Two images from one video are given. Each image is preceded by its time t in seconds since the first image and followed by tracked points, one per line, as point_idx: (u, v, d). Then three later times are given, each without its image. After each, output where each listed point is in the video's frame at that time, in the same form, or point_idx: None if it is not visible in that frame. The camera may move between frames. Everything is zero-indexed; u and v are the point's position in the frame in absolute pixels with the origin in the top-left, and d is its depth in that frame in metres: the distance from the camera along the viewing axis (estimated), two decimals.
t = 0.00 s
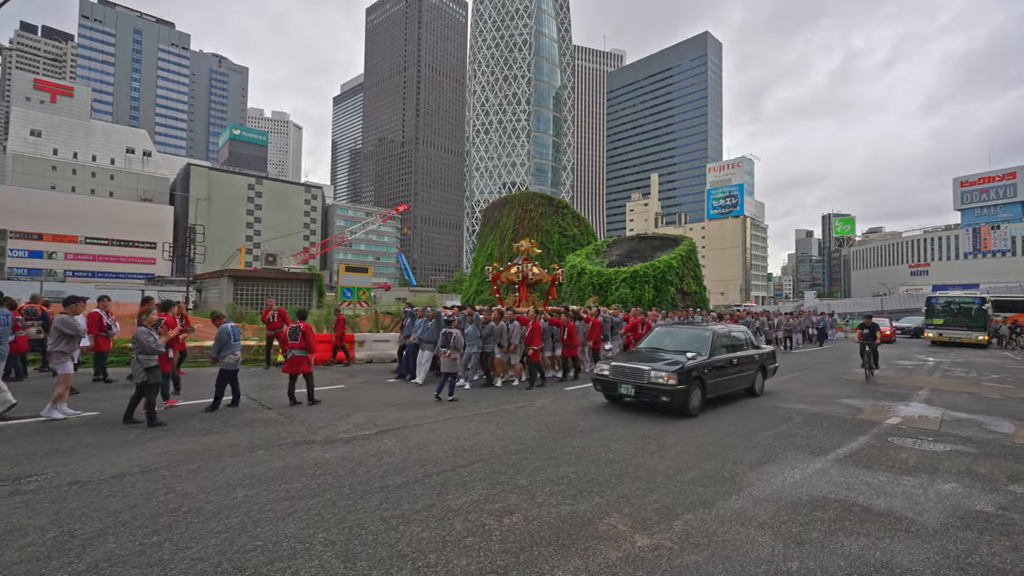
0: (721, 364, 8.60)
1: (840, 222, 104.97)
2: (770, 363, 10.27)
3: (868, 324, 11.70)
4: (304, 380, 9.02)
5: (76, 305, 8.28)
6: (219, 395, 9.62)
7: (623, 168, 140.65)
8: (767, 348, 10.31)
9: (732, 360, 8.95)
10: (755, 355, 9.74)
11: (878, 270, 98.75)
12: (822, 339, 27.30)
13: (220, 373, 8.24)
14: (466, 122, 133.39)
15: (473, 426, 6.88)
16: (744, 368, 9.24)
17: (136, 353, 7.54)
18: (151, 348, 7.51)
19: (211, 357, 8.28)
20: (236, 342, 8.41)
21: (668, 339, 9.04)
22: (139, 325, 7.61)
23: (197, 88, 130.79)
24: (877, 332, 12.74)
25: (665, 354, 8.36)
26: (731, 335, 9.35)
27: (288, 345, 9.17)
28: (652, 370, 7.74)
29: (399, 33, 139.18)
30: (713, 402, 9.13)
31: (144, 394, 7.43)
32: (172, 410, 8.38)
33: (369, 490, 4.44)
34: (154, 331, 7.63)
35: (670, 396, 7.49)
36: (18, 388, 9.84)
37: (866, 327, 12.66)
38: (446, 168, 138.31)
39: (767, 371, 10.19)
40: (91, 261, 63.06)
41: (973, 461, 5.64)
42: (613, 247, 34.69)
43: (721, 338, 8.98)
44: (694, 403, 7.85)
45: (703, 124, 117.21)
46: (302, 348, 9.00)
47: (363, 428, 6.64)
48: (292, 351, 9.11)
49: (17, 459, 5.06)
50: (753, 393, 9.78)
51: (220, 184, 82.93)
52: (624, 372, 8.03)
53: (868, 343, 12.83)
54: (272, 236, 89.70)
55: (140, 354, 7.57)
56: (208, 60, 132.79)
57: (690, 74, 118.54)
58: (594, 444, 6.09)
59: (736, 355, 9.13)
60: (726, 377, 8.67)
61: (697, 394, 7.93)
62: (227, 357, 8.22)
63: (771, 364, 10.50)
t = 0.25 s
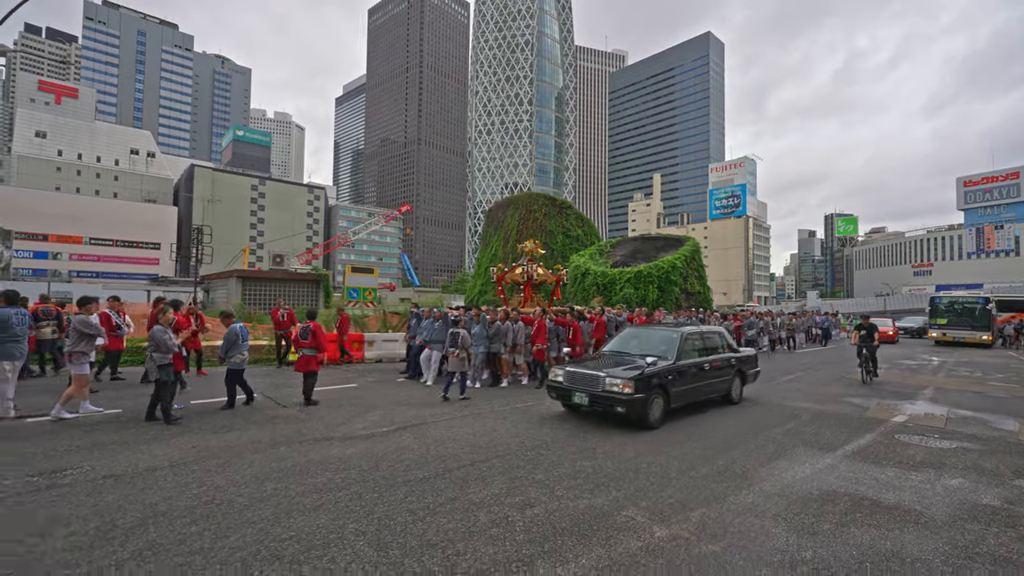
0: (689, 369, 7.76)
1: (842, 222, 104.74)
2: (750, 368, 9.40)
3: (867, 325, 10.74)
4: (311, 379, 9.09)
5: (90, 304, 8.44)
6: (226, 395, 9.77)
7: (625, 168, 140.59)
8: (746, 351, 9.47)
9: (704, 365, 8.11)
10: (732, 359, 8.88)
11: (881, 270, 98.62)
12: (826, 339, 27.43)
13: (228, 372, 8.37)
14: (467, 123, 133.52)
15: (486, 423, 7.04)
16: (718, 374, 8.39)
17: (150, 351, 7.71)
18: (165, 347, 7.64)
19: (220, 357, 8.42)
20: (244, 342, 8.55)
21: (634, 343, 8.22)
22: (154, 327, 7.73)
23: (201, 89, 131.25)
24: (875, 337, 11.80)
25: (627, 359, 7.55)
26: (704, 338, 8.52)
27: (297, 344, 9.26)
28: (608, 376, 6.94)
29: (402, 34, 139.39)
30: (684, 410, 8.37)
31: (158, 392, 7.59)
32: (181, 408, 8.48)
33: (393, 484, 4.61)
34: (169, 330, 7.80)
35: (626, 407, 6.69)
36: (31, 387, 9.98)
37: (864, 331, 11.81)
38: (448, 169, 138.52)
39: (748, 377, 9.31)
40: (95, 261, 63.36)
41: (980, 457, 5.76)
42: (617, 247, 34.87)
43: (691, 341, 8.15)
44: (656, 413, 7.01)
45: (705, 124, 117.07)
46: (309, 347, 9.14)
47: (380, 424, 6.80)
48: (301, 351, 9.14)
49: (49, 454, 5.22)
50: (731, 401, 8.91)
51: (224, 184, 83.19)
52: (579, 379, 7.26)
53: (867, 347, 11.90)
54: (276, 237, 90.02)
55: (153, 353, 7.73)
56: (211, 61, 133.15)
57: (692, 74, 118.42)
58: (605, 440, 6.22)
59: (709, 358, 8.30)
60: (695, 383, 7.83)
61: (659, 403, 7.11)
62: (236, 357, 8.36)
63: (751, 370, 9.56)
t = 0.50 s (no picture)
0: (644, 376, 6.95)
1: (841, 222, 104.99)
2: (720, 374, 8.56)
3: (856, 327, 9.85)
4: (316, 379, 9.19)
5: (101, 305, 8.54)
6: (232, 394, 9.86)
7: (624, 168, 140.78)
8: (717, 354, 8.62)
9: (663, 371, 7.29)
10: (698, 365, 8.03)
11: (878, 270, 98.99)
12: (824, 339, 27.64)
13: (232, 372, 8.44)
14: (466, 123, 133.70)
15: (497, 420, 7.21)
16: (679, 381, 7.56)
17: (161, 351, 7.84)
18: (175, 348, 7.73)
19: (223, 357, 8.50)
20: (247, 343, 8.61)
21: (587, 347, 7.48)
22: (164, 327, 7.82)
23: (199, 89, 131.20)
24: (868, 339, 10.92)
25: (573, 365, 6.78)
26: (665, 341, 7.69)
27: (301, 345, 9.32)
28: (545, 385, 6.17)
29: (401, 34, 139.47)
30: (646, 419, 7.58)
31: (170, 390, 7.71)
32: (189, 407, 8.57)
33: (411, 480, 4.75)
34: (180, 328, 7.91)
35: (563, 418, 5.90)
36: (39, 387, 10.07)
37: (851, 331, 10.82)
38: (447, 169, 138.66)
39: (717, 383, 8.46)
40: (95, 262, 63.42)
41: (977, 453, 5.94)
42: (618, 248, 35.08)
43: (650, 344, 7.34)
44: (601, 426, 6.23)
45: (703, 125, 117.32)
46: (313, 348, 9.20)
47: (391, 423, 6.94)
48: (305, 352, 9.22)
49: (73, 451, 5.36)
50: (697, 410, 8.07)
51: (223, 184, 83.16)
52: (516, 387, 6.49)
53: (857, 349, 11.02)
54: (275, 237, 90.04)
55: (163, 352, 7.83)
56: (210, 62, 133.09)
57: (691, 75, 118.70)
58: (613, 436, 6.38)
59: (670, 363, 7.47)
60: (651, 392, 7.01)
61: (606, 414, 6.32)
62: (239, 357, 8.42)
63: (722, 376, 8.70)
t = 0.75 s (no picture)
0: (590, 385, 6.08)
1: (840, 222, 105.15)
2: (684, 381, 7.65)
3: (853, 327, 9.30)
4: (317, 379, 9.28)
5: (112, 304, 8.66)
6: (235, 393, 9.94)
7: (624, 168, 140.79)
8: (682, 358, 7.74)
9: (613, 377, 6.42)
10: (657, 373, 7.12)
11: (878, 270, 99.21)
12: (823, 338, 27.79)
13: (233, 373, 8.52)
14: (466, 123, 133.76)
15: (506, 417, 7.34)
16: (633, 389, 6.69)
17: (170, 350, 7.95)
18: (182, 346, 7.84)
19: (227, 356, 8.60)
20: (248, 343, 8.65)
21: (530, 351, 6.62)
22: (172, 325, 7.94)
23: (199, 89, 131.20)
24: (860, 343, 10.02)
25: (508, 370, 5.94)
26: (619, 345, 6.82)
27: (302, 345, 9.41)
28: (465, 394, 5.31)
29: (401, 34, 139.45)
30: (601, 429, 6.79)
31: (181, 387, 7.83)
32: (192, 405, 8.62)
33: (429, 473, 4.88)
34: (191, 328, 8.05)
35: (481, 433, 5.05)
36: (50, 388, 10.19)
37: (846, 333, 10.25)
38: (446, 169, 138.72)
39: (681, 393, 7.56)
40: (95, 261, 63.49)
41: (979, 449, 6.06)
42: (619, 248, 35.20)
43: (598, 345, 6.50)
44: (532, 443, 5.41)
45: (703, 124, 117.40)
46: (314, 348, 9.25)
47: (403, 421, 7.06)
48: (307, 352, 9.33)
49: (97, 447, 5.49)
50: (657, 421, 7.18)
51: (223, 184, 83.18)
52: (437, 397, 5.65)
53: (847, 352, 10.13)
54: (275, 237, 90.07)
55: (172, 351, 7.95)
56: (210, 61, 133.05)
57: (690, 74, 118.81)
58: (622, 436, 6.47)
59: (622, 369, 6.58)
60: (597, 402, 6.15)
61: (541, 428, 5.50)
62: (243, 356, 8.54)
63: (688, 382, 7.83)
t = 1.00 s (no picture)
0: (522, 392, 5.23)
1: (840, 221, 105.24)
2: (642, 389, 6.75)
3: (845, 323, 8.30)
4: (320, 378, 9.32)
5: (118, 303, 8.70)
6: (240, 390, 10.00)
7: (624, 168, 140.78)
8: (644, 361, 6.86)
9: (552, 383, 5.56)
10: (608, 380, 6.22)
11: (877, 270, 99.38)
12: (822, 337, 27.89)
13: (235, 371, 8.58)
14: (466, 123, 133.84)
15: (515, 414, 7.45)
16: (576, 399, 5.81)
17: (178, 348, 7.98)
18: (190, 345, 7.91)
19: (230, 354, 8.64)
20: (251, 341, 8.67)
21: (460, 353, 5.78)
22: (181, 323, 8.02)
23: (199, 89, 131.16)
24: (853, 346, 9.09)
25: (424, 376, 5.11)
26: (562, 347, 5.93)
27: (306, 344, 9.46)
28: (361, 405, 4.49)
29: (400, 33, 139.42)
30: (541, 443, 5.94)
31: (188, 385, 7.93)
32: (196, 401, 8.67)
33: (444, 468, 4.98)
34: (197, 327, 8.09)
35: (374, 453, 4.24)
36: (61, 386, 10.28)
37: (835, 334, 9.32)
38: (446, 169, 138.80)
39: (638, 401, 6.65)
40: (95, 261, 63.51)
41: (980, 445, 6.18)
42: (620, 247, 35.35)
43: (536, 347, 5.65)
44: (441, 462, 4.61)
45: (703, 124, 117.47)
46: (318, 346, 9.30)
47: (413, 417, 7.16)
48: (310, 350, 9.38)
49: (116, 443, 5.60)
50: (608, 434, 6.28)
51: (223, 183, 83.18)
52: (337, 407, 4.85)
53: (837, 356, 9.21)
54: (275, 236, 90.12)
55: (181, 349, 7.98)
56: (209, 61, 132.99)
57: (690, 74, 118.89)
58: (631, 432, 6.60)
59: (565, 375, 5.72)
60: (529, 414, 5.30)
61: (453, 446, 4.66)
62: (246, 354, 8.58)
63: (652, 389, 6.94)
